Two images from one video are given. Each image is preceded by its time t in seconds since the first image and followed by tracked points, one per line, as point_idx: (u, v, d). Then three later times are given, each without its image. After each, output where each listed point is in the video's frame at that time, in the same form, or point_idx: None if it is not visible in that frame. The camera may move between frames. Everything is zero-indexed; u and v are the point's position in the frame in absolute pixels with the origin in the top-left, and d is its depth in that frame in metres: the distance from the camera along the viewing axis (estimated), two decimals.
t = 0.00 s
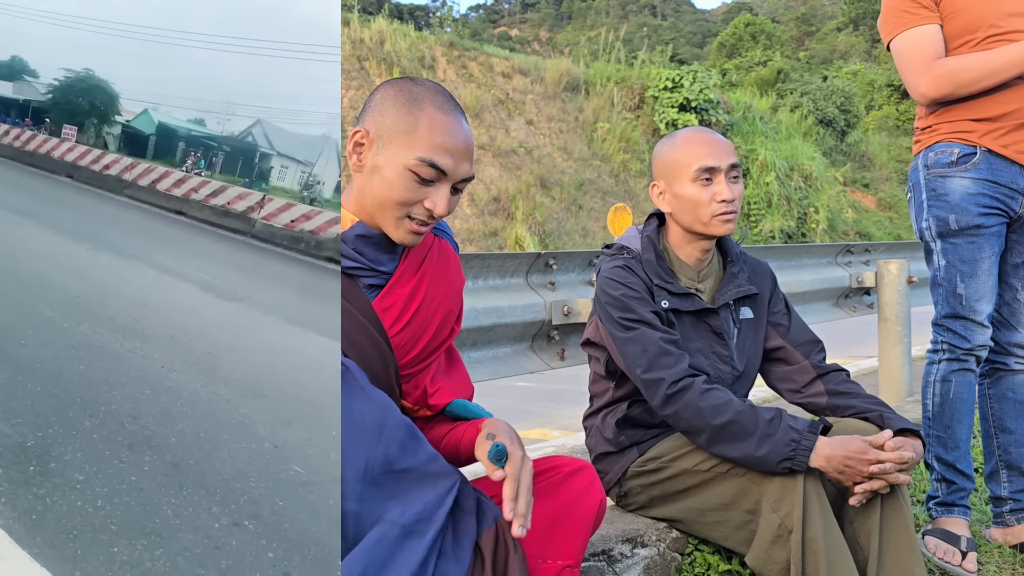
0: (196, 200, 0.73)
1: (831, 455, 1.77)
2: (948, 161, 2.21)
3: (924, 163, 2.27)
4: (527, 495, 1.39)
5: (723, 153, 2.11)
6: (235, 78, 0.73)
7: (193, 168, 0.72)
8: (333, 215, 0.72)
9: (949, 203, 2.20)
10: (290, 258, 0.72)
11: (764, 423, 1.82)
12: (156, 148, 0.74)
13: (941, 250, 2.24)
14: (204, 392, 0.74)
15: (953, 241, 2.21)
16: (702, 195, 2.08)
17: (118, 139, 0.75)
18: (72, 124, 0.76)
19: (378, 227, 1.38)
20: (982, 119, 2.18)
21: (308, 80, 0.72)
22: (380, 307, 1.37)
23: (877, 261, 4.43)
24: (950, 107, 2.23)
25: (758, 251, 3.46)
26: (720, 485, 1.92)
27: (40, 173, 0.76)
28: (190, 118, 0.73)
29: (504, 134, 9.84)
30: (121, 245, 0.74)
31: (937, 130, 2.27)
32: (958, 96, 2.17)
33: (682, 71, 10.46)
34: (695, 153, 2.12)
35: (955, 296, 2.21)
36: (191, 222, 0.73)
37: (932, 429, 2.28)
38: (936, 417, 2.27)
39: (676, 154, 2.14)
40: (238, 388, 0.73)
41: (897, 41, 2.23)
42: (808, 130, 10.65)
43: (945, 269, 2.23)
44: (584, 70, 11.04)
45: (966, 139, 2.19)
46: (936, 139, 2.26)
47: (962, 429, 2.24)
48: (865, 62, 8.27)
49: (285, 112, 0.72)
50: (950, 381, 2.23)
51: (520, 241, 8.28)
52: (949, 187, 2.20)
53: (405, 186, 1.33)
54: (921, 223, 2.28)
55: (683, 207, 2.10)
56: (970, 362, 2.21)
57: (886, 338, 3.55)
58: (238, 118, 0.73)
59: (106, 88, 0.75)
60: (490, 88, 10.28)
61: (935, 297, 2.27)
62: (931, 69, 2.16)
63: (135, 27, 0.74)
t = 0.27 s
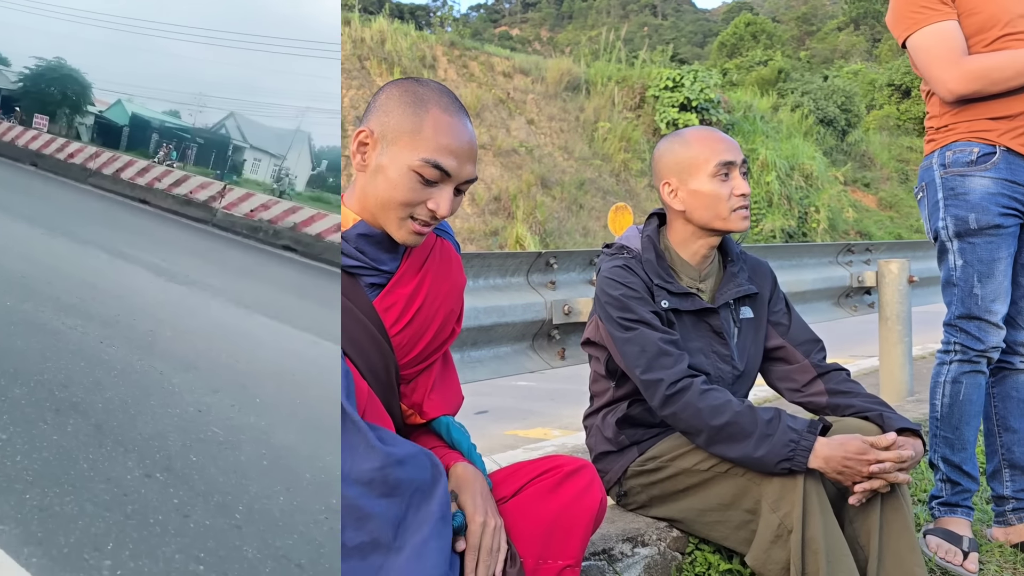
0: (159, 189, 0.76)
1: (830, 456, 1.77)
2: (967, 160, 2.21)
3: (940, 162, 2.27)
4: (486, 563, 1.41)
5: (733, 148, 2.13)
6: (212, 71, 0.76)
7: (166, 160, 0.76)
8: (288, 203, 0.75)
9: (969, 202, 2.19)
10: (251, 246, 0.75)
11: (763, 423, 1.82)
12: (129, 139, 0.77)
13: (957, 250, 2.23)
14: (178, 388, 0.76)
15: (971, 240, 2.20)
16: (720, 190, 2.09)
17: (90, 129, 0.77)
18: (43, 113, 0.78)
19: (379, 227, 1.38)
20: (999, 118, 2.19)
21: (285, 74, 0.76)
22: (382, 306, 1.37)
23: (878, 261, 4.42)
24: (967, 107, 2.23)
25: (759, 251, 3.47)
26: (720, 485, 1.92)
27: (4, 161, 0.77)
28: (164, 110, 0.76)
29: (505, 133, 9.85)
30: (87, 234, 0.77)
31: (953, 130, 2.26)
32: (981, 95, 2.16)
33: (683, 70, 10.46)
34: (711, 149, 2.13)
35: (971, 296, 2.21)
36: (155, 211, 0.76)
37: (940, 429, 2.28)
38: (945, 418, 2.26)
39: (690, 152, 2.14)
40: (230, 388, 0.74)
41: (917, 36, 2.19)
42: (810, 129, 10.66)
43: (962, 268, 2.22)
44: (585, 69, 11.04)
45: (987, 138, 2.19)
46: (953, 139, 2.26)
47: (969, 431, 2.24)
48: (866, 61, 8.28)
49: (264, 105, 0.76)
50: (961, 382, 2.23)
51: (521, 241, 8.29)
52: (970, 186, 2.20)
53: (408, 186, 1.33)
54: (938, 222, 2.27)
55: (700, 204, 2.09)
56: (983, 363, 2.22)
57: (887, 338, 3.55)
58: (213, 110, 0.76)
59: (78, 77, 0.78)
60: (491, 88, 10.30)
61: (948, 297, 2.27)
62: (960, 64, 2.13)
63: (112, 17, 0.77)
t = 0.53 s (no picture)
0: (124, 186, 0.72)
1: (829, 453, 1.77)
2: (983, 159, 2.20)
3: (954, 161, 2.26)
4: (487, 561, 1.42)
5: (734, 145, 2.13)
6: (200, 75, 0.74)
7: (139, 161, 0.73)
8: (250, 202, 0.74)
9: (985, 201, 2.19)
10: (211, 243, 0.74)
11: (763, 421, 1.81)
12: (102, 139, 0.73)
13: (970, 249, 2.23)
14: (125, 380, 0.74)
15: (986, 239, 2.19)
16: (720, 186, 2.08)
17: (63, 129, 0.74)
18: (13, 112, 0.73)
19: (377, 222, 1.37)
20: (1014, 116, 2.19)
21: (283, 83, 0.75)
22: (381, 303, 1.37)
23: (880, 260, 4.41)
24: (981, 106, 2.22)
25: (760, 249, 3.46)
26: (720, 484, 1.92)
27: None
28: (139, 111, 0.74)
29: (505, 133, 9.85)
30: (44, 228, 0.73)
31: (968, 129, 2.26)
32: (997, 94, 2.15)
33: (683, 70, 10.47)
34: (712, 146, 2.12)
35: (985, 295, 2.21)
36: (118, 208, 0.73)
37: (946, 428, 2.27)
38: (952, 416, 2.26)
39: (690, 148, 2.13)
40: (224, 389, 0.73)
41: (935, 32, 2.18)
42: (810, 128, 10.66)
43: (975, 267, 2.22)
44: (585, 69, 11.04)
45: (1004, 138, 2.18)
46: (968, 138, 2.25)
47: (976, 431, 2.24)
48: (866, 60, 8.29)
49: (251, 110, 0.74)
50: (970, 381, 2.23)
51: (521, 240, 8.29)
52: (986, 185, 2.19)
53: (404, 181, 1.33)
54: (952, 220, 2.26)
55: (700, 200, 2.08)
56: (993, 364, 2.22)
57: (888, 337, 3.54)
58: (186, 111, 0.74)
59: (50, 75, 0.73)
60: (491, 87, 10.31)
61: (960, 296, 2.26)
62: (979, 61, 2.11)
63: (89, 15, 0.73)
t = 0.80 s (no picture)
0: (60, 180, 0.72)
1: (826, 455, 1.76)
2: (995, 158, 2.20)
3: (965, 161, 2.26)
4: (490, 560, 1.42)
5: (736, 145, 2.13)
6: (145, 73, 0.74)
7: (83, 157, 0.73)
8: (189, 197, 0.74)
9: (998, 199, 2.19)
10: (149, 237, 0.74)
11: (761, 420, 1.81)
12: (47, 135, 0.73)
13: (982, 248, 2.22)
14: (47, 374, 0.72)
15: (999, 237, 2.19)
16: (720, 186, 2.08)
17: (5, 123, 0.73)
18: None
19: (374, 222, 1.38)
20: None
21: (233, 83, 0.74)
22: (380, 301, 1.37)
23: (881, 258, 4.41)
24: (992, 105, 2.22)
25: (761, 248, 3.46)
26: (720, 483, 1.92)
27: None
28: (85, 107, 0.74)
29: (506, 131, 9.86)
30: None
31: (978, 128, 2.25)
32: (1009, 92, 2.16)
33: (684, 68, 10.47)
34: (714, 144, 2.12)
35: (999, 293, 2.20)
36: (52, 202, 0.71)
37: (952, 426, 2.28)
38: (958, 415, 2.27)
39: (690, 146, 2.13)
40: (183, 376, 0.74)
41: (949, 26, 2.17)
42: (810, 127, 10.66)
43: (988, 265, 2.21)
44: (585, 67, 11.03)
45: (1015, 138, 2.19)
46: (979, 137, 2.25)
47: (982, 430, 2.25)
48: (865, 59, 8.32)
49: (194, 110, 0.74)
50: (978, 381, 2.24)
51: (522, 238, 8.29)
52: (998, 184, 2.19)
53: (396, 178, 1.33)
54: (963, 219, 2.26)
55: (700, 197, 2.08)
56: (1005, 364, 2.22)
57: (889, 335, 3.54)
58: (132, 108, 0.74)
59: None
60: (492, 86, 10.33)
61: (973, 295, 2.26)
62: (995, 58, 2.10)
63: (38, 8, 0.72)
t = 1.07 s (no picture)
0: None
1: (829, 454, 1.77)
2: (997, 156, 2.21)
3: (966, 161, 2.27)
4: (496, 549, 1.41)
5: (740, 145, 2.13)
6: (84, 72, 0.76)
7: (20, 155, 0.75)
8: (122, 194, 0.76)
9: (1010, 194, 2.18)
10: (80, 233, 0.74)
11: (763, 420, 1.82)
12: None
13: (998, 244, 2.20)
14: None
15: (1014, 232, 2.18)
16: (725, 186, 2.08)
17: None
18: None
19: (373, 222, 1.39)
20: None
21: (169, 81, 0.77)
22: (384, 300, 1.38)
23: (882, 257, 4.41)
24: (996, 103, 2.23)
25: (763, 247, 3.47)
26: (722, 482, 1.92)
27: None
28: (23, 105, 0.75)
29: (507, 130, 9.87)
30: None
31: (975, 128, 2.27)
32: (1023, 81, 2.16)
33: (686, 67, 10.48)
34: (718, 144, 2.13)
35: None
36: None
37: (959, 420, 2.28)
38: (967, 408, 2.26)
39: (694, 146, 2.14)
40: (124, 375, 0.77)
41: (960, 20, 2.18)
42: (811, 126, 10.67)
43: (1007, 261, 2.19)
44: (586, 66, 11.04)
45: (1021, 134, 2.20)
46: (978, 136, 2.26)
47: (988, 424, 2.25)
48: (868, 57, 8.33)
49: (133, 108, 0.77)
50: (998, 378, 2.22)
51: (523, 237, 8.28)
52: (1007, 180, 2.19)
53: (390, 178, 1.34)
54: (973, 218, 2.25)
55: (704, 197, 2.09)
56: None
57: (889, 334, 3.54)
58: (70, 105, 0.76)
59: None
60: (493, 85, 10.35)
61: (994, 293, 2.22)
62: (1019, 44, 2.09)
63: None
